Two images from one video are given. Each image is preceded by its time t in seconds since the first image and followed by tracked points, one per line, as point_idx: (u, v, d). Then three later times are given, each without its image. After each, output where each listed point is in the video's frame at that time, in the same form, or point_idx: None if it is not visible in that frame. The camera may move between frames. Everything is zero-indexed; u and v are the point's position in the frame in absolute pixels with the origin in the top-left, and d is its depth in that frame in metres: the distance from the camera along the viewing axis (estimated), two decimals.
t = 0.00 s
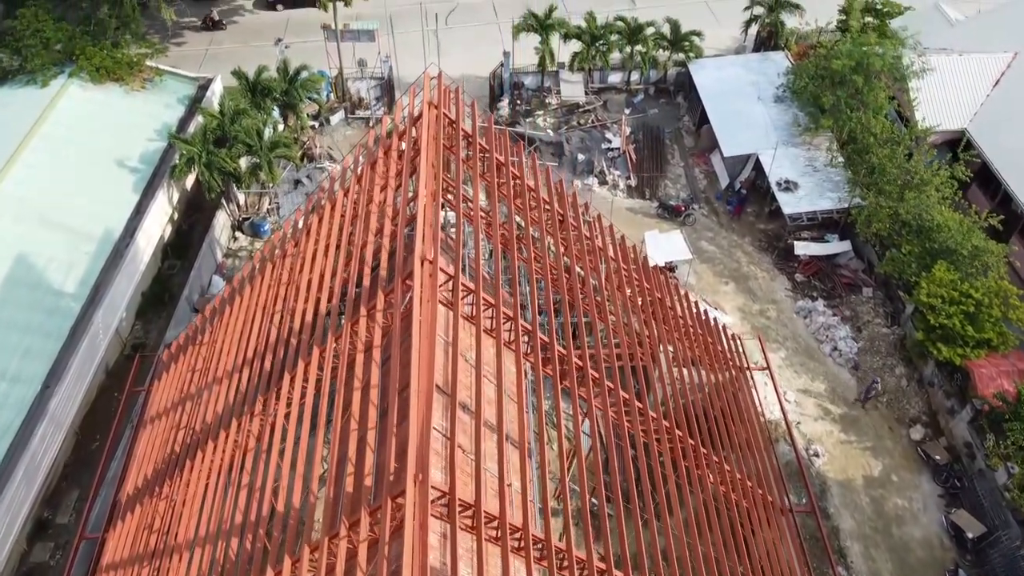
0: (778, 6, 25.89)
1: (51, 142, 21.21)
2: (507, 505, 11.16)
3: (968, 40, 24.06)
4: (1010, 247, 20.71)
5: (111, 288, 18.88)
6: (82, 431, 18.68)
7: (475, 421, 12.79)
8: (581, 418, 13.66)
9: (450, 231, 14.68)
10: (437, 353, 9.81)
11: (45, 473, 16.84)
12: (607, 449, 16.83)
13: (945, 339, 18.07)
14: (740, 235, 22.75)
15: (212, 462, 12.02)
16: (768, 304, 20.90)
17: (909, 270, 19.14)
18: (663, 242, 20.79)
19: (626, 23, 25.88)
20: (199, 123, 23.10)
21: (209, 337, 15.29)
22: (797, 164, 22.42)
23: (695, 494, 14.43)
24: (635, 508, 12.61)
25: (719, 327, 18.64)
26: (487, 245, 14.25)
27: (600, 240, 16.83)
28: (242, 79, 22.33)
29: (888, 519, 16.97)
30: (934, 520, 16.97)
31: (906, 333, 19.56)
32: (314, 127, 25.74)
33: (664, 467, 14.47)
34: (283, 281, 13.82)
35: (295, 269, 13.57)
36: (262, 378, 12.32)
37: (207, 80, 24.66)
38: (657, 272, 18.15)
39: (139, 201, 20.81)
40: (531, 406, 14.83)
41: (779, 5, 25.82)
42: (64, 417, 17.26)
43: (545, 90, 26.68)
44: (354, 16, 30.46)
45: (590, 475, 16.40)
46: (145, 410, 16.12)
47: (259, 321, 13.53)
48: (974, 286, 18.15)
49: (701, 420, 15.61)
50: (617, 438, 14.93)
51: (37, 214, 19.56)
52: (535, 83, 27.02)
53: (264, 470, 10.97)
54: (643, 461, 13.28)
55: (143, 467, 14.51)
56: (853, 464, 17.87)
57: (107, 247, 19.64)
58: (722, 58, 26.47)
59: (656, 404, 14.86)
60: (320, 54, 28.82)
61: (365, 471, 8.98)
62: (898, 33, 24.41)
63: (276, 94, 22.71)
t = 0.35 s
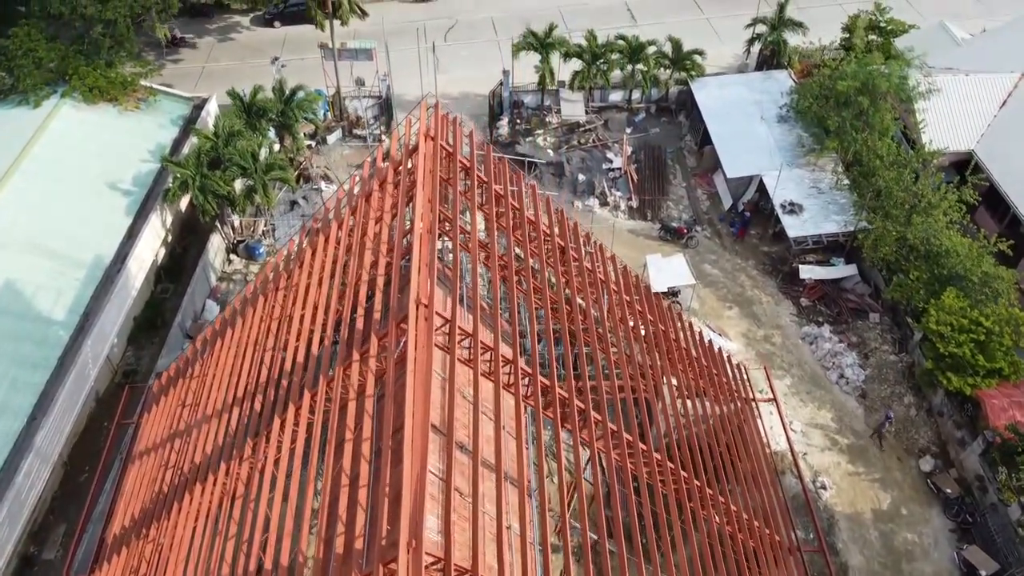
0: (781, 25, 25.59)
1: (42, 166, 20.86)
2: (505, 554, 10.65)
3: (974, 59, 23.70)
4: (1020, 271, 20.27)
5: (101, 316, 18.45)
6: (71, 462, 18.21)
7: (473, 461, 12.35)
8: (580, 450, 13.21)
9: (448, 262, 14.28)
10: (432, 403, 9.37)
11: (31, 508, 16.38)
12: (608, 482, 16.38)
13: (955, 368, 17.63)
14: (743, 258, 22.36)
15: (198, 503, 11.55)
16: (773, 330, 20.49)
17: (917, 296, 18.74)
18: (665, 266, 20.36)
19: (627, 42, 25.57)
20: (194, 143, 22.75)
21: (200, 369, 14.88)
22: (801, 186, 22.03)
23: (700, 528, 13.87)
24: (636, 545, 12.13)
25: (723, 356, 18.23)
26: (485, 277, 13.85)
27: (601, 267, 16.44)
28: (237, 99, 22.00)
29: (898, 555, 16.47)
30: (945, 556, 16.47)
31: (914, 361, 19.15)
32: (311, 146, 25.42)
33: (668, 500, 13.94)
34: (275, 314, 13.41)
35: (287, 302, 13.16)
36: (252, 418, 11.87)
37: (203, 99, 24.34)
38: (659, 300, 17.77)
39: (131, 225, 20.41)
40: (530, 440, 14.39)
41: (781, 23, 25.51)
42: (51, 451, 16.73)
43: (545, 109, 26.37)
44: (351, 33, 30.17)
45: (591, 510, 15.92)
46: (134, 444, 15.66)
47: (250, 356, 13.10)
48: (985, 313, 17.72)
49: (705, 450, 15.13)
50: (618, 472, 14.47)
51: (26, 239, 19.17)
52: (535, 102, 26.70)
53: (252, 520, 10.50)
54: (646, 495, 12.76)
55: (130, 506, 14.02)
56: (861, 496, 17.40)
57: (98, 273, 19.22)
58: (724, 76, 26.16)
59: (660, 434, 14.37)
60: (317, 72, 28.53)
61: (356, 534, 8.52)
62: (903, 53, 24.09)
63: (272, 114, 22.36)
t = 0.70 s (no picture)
0: (784, 44, 25.24)
1: (33, 189, 20.46)
2: None
3: (981, 80, 23.34)
4: None
5: (91, 344, 18.00)
6: (59, 495, 17.74)
7: (470, 505, 11.88)
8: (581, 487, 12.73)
9: (446, 295, 13.85)
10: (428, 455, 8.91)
11: (16, 544, 15.91)
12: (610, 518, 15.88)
13: (966, 399, 17.19)
14: (747, 282, 21.96)
15: (183, 548, 11.05)
16: (778, 357, 20.05)
17: (925, 324, 18.34)
18: (668, 291, 19.94)
19: (627, 61, 25.23)
20: (188, 165, 22.38)
21: (190, 404, 14.41)
22: (806, 209, 21.64)
23: (705, 566, 13.34)
24: None
25: (727, 387, 17.82)
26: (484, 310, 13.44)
27: (603, 298, 16.04)
28: (232, 121, 21.62)
29: None
30: None
31: (923, 390, 18.76)
32: (308, 166, 25.05)
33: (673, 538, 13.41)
34: (266, 349, 12.98)
35: (279, 338, 12.73)
36: (241, 460, 11.41)
37: (198, 119, 23.98)
38: (663, 329, 17.38)
39: (123, 250, 20.00)
40: (529, 478, 13.92)
41: (785, 42, 25.18)
42: (38, 485, 16.42)
43: (545, 128, 26.02)
44: (349, 51, 29.87)
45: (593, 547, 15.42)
46: (122, 480, 15.19)
47: (240, 393, 12.65)
48: (996, 342, 17.28)
49: (710, 484, 14.64)
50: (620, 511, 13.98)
51: (16, 265, 18.77)
52: (535, 121, 26.35)
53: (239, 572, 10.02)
54: (649, 533, 12.24)
55: (115, 547, 13.52)
56: (870, 531, 16.91)
57: (88, 299, 18.79)
58: (726, 95, 25.82)
59: (663, 468, 13.89)
60: (314, 90, 28.21)
61: None
62: (909, 73, 23.75)
63: (267, 136, 21.99)
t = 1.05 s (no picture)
0: (788, 64, 24.91)
1: (24, 213, 20.05)
2: None
3: (988, 102, 22.95)
4: None
5: (81, 374, 17.56)
6: (46, 530, 17.26)
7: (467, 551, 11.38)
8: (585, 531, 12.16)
9: (443, 329, 13.43)
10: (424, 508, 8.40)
11: None
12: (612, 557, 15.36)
13: (978, 432, 16.75)
14: (752, 307, 21.56)
15: None
16: (784, 386, 19.62)
17: (936, 354, 17.89)
18: (671, 318, 19.51)
19: (629, 81, 24.89)
20: (183, 189, 22.00)
21: (181, 441, 13.96)
22: (811, 233, 21.23)
23: None
24: None
25: (733, 419, 17.37)
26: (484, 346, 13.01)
27: (607, 332, 15.64)
28: (227, 143, 21.24)
29: None
30: None
31: (933, 421, 18.37)
32: (305, 188, 24.69)
33: None
34: (258, 387, 12.55)
35: (272, 376, 12.32)
36: (228, 506, 10.93)
37: (193, 141, 23.61)
38: (667, 362, 16.97)
39: (116, 275, 19.64)
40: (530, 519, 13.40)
41: (788, 62, 24.86)
42: (24, 522, 16.01)
43: (546, 149, 25.67)
44: (348, 70, 29.58)
45: None
46: (109, 519, 14.70)
47: (229, 433, 12.21)
48: (1008, 373, 16.81)
49: (716, 523, 14.12)
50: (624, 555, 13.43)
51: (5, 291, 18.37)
52: (535, 142, 26.00)
53: None
54: None
55: None
56: (880, 567, 16.40)
57: (79, 327, 18.36)
58: (729, 116, 25.50)
59: (668, 508, 13.37)
60: (311, 110, 27.89)
61: None
62: (914, 95, 23.41)
63: (263, 158, 21.62)
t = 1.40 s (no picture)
0: (792, 81, 24.56)
1: (15, 235, 19.69)
2: None
3: (995, 122, 22.61)
4: None
5: (71, 402, 17.13)
6: (33, 563, 16.82)
7: None
8: None
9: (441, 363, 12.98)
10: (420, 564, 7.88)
11: None
12: None
13: (990, 462, 16.28)
14: (757, 330, 21.15)
15: None
16: (790, 412, 19.19)
17: (947, 381, 17.46)
18: (674, 342, 19.10)
19: (630, 99, 24.53)
20: (177, 210, 21.61)
21: (170, 477, 13.49)
22: (817, 254, 20.87)
23: None
24: None
25: (738, 450, 16.95)
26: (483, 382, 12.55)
27: (610, 364, 15.22)
28: (222, 163, 20.87)
29: None
30: None
31: (943, 450, 17.96)
32: (302, 207, 24.31)
33: None
34: (249, 426, 12.10)
35: (263, 414, 11.88)
36: (215, 554, 10.42)
37: (188, 160, 23.26)
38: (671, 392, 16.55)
39: (108, 298, 19.21)
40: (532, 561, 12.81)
41: (792, 80, 24.53)
42: (9, 558, 15.60)
43: (546, 167, 25.31)
44: (346, 86, 29.24)
45: None
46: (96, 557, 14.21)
47: (218, 474, 11.73)
48: (1020, 402, 16.36)
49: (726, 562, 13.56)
50: None
51: None
52: (536, 160, 25.62)
53: None
54: None
55: None
56: None
57: (69, 353, 17.94)
58: (732, 134, 25.15)
59: (675, 548, 12.81)
60: (309, 127, 27.54)
61: None
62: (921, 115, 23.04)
63: (259, 179, 21.24)
